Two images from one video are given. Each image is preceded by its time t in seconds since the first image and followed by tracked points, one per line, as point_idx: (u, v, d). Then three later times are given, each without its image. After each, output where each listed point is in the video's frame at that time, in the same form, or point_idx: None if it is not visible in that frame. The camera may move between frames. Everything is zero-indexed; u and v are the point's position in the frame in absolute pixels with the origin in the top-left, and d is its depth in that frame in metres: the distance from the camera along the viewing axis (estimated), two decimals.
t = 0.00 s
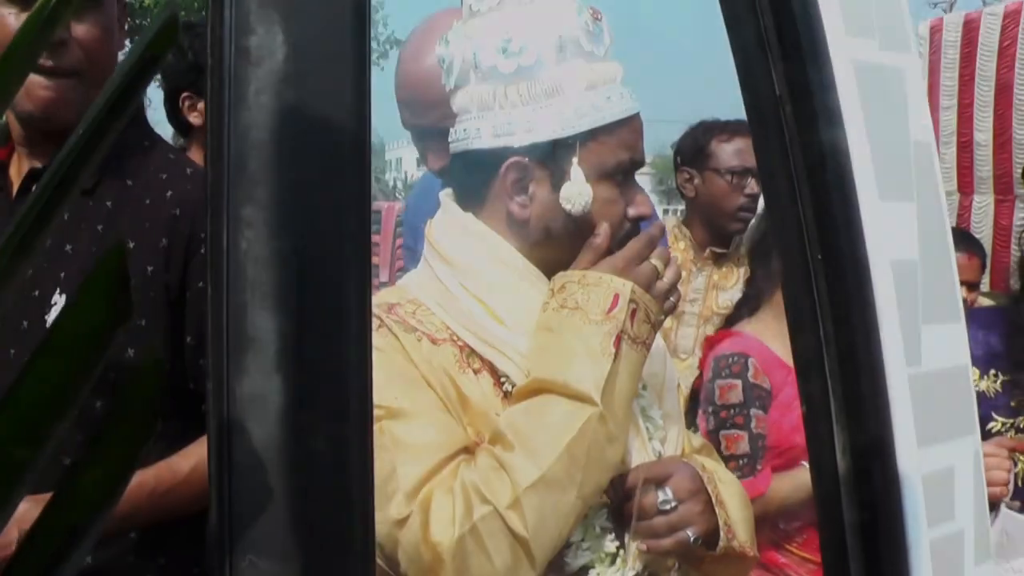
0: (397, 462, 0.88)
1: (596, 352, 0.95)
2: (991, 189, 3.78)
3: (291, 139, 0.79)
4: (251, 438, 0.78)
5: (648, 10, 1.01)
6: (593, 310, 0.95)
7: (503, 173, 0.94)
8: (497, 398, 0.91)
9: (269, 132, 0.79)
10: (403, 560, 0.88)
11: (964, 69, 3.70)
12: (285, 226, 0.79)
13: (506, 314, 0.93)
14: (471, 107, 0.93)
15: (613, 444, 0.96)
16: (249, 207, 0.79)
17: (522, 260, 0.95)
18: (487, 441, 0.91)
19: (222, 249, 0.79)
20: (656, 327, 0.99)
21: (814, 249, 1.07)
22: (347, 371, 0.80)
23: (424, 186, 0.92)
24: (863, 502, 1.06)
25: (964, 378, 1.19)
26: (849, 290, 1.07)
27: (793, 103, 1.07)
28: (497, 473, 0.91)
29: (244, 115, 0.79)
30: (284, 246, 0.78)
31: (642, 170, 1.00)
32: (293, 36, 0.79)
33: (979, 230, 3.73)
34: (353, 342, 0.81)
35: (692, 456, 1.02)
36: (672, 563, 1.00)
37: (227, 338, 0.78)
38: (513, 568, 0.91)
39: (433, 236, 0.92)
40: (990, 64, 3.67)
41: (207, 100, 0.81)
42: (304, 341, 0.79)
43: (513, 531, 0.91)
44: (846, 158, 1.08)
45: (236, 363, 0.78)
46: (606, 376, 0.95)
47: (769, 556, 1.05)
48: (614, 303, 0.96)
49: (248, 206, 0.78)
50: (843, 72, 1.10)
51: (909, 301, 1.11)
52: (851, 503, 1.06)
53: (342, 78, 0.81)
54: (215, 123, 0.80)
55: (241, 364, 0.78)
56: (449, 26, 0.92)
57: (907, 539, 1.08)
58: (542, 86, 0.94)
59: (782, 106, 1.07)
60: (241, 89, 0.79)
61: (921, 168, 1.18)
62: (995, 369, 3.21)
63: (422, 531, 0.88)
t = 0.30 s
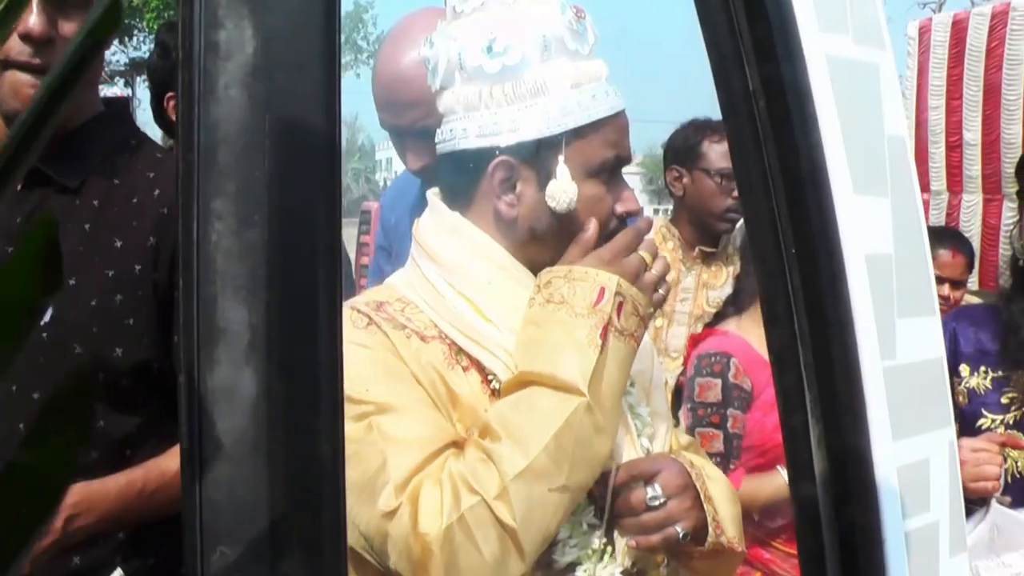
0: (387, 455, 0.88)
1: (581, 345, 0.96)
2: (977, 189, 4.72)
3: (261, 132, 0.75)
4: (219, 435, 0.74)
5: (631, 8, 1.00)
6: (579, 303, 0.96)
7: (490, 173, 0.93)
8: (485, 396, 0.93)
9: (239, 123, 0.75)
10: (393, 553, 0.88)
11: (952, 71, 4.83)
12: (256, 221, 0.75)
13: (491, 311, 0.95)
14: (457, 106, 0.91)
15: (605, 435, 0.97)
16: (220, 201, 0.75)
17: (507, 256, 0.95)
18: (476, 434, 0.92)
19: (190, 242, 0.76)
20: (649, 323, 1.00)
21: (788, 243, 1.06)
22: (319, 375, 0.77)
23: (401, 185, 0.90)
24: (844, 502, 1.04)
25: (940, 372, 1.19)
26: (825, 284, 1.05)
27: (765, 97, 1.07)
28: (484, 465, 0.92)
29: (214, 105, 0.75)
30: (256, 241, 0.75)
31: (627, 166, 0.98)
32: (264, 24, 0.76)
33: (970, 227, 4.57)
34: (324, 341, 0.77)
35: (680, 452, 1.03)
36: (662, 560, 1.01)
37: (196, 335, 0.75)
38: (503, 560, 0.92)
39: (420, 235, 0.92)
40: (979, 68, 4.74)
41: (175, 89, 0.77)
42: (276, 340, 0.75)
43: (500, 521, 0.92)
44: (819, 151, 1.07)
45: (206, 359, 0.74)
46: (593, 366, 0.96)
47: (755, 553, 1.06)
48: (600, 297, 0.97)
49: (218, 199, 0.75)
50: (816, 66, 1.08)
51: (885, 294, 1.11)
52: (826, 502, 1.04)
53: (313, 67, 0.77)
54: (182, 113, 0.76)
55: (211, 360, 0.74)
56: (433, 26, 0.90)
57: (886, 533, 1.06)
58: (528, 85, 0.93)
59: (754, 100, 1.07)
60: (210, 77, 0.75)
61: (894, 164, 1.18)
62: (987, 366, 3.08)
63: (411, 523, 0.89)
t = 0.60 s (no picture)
0: (393, 421, 0.94)
1: (604, 306, 0.97)
2: (963, 188, 4.86)
3: (231, 128, 0.80)
4: (190, 424, 0.78)
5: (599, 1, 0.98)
6: (605, 268, 0.98)
7: (462, 169, 0.94)
8: (469, 387, 0.96)
9: (211, 119, 0.80)
10: (412, 510, 0.93)
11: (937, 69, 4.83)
12: (228, 214, 0.80)
13: (469, 306, 0.97)
14: (427, 107, 0.93)
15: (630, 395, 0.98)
16: (193, 194, 0.80)
17: (484, 250, 0.96)
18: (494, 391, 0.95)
19: (167, 236, 0.81)
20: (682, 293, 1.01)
21: (764, 239, 1.03)
22: (290, 364, 0.81)
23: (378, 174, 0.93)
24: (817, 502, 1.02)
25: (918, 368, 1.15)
26: (800, 279, 1.02)
27: (743, 93, 1.03)
28: (503, 421, 0.95)
29: (187, 102, 0.80)
30: (227, 233, 0.80)
31: (602, 158, 0.97)
32: (236, 24, 0.80)
33: (954, 228, 4.73)
34: (295, 330, 0.81)
35: (666, 441, 1.01)
36: (652, 547, 1.01)
37: (171, 325, 0.80)
38: (520, 513, 0.94)
39: (397, 233, 0.96)
40: (963, 67, 4.73)
41: (153, 86, 0.82)
42: (247, 328, 0.80)
43: (519, 476, 0.94)
44: (796, 146, 1.03)
45: (180, 351, 0.80)
46: (617, 325, 0.98)
47: (738, 546, 1.03)
48: (626, 262, 0.98)
49: (190, 193, 0.80)
50: (793, 61, 1.05)
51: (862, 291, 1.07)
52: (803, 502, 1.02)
53: (285, 66, 0.81)
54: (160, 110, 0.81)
55: (184, 352, 0.80)
56: (400, 28, 0.93)
57: (863, 531, 1.03)
58: (494, 82, 0.94)
59: (731, 97, 1.03)
60: (184, 76, 0.80)
61: (874, 162, 1.14)
62: (971, 362, 2.85)
63: (428, 479, 0.94)
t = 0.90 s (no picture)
0: (380, 418, 0.92)
1: (583, 298, 0.97)
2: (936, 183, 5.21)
3: (196, 119, 0.80)
4: (155, 414, 0.79)
5: None
6: (584, 261, 0.97)
7: (437, 164, 0.95)
8: (450, 381, 0.95)
9: (175, 110, 0.80)
10: (398, 510, 0.91)
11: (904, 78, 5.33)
12: (192, 206, 0.80)
13: (445, 303, 0.97)
14: (402, 102, 0.93)
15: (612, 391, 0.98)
16: (157, 185, 0.80)
17: (462, 246, 0.97)
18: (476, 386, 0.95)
19: (130, 227, 0.81)
20: (664, 285, 1.00)
21: (732, 230, 0.99)
22: (254, 357, 0.81)
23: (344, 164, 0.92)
24: (790, 499, 0.98)
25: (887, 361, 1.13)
26: (769, 270, 0.99)
27: (711, 85, 1.00)
28: (485, 416, 0.93)
29: (151, 93, 0.80)
30: (191, 224, 0.80)
31: (581, 153, 0.99)
32: (200, 16, 0.80)
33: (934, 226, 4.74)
34: (259, 321, 0.82)
35: (643, 436, 1.02)
36: (632, 540, 1.02)
37: (134, 316, 0.80)
38: (508, 509, 0.93)
39: (375, 228, 0.97)
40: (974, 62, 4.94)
41: (117, 77, 0.82)
42: (210, 319, 0.80)
43: (505, 472, 0.92)
44: (765, 138, 1.01)
45: (143, 343, 0.80)
46: (593, 317, 0.97)
47: (722, 539, 1.03)
48: (604, 255, 0.98)
49: (154, 183, 0.80)
50: (761, 52, 1.02)
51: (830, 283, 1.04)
52: (774, 498, 0.98)
53: (249, 59, 0.81)
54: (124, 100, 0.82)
55: (148, 344, 0.80)
56: (376, 25, 0.93)
57: (831, 521, 1.00)
58: (468, 76, 0.93)
59: (699, 90, 1.00)
60: (146, 66, 0.81)
61: (842, 157, 1.13)
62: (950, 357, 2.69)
63: (415, 480, 0.92)
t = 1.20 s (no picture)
0: (354, 418, 0.91)
1: (540, 292, 0.96)
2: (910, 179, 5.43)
3: (155, 109, 0.79)
4: (115, 405, 0.78)
5: None
6: (540, 257, 0.97)
7: (417, 162, 0.95)
8: (428, 381, 0.94)
9: (135, 99, 0.79)
10: (369, 512, 0.90)
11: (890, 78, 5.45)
12: (151, 195, 0.79)
13: (424, 302, 0.96)
14: (383, 98, 0.92)
15: (576, 387, 0.97)
16: (116, 174, 0.79)
17: (440, 244, 0.97)
18: (446, 387, 0.94)
19: (88, 217, 0.80)
20: (626, 271, 1.00)
21: (697, 222, 1.01)
22: (213, 348, 0.80)
23: (319, 160, 0.94)
24: (754, 496, 1.00)
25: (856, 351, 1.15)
26: (735, 262, 1.00)
27: (675, 79, 1.02)
28: (453, 416, 0.93)
29: (109, 82, 0.79)
30: (149, 214, 0.79)
31: (561, 152, 0.99)
32: (159, 7, 0.80)
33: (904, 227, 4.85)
34: (219, 313, 0.81)
35: (621, 434, 1.02)
36: (609, 540, 1.02)
37: (93, 307, 0.79)
38: (479, 506, 0.92)
39: (354, 226, 0.97)
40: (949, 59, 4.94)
41: (75, 66, 0.81)
42: (170, 310, 0.79)
43: (473, 469, 0.92)
44: (731, 136, 1.01)
45: (102, 334, 0.79)
46: (551, 310, 0.96)
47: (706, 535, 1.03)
48: (561, 249, 0.98)
49: (113, 173, 0.79)
50: (726, 45, 1.03)
51: (796, 275, 1.06)
52: (740, 490, 1.00)
53: (208, 51, 0.81)
54: (83, 89, 0.81)
55: (108, 333, 0.79)
56: (358, 20, 0.93)
57: (800, 516, 1.02)
58: (450, 74, 0.93)
59: (664, 83, 1.01)
60: (105, 54, 0.80)
61: (810, 153, 1.13)
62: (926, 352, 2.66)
63: (387, 482, 0.91)
